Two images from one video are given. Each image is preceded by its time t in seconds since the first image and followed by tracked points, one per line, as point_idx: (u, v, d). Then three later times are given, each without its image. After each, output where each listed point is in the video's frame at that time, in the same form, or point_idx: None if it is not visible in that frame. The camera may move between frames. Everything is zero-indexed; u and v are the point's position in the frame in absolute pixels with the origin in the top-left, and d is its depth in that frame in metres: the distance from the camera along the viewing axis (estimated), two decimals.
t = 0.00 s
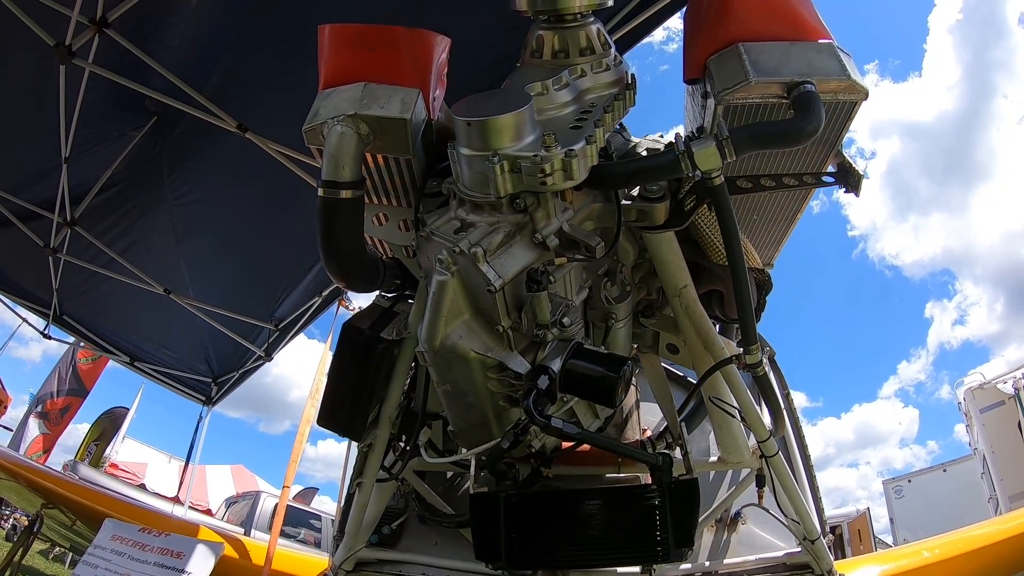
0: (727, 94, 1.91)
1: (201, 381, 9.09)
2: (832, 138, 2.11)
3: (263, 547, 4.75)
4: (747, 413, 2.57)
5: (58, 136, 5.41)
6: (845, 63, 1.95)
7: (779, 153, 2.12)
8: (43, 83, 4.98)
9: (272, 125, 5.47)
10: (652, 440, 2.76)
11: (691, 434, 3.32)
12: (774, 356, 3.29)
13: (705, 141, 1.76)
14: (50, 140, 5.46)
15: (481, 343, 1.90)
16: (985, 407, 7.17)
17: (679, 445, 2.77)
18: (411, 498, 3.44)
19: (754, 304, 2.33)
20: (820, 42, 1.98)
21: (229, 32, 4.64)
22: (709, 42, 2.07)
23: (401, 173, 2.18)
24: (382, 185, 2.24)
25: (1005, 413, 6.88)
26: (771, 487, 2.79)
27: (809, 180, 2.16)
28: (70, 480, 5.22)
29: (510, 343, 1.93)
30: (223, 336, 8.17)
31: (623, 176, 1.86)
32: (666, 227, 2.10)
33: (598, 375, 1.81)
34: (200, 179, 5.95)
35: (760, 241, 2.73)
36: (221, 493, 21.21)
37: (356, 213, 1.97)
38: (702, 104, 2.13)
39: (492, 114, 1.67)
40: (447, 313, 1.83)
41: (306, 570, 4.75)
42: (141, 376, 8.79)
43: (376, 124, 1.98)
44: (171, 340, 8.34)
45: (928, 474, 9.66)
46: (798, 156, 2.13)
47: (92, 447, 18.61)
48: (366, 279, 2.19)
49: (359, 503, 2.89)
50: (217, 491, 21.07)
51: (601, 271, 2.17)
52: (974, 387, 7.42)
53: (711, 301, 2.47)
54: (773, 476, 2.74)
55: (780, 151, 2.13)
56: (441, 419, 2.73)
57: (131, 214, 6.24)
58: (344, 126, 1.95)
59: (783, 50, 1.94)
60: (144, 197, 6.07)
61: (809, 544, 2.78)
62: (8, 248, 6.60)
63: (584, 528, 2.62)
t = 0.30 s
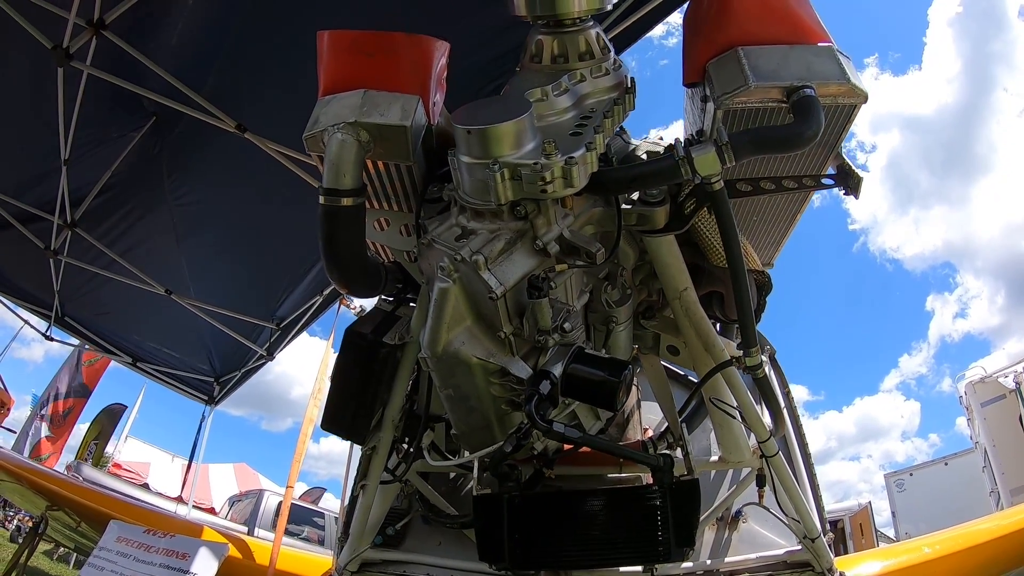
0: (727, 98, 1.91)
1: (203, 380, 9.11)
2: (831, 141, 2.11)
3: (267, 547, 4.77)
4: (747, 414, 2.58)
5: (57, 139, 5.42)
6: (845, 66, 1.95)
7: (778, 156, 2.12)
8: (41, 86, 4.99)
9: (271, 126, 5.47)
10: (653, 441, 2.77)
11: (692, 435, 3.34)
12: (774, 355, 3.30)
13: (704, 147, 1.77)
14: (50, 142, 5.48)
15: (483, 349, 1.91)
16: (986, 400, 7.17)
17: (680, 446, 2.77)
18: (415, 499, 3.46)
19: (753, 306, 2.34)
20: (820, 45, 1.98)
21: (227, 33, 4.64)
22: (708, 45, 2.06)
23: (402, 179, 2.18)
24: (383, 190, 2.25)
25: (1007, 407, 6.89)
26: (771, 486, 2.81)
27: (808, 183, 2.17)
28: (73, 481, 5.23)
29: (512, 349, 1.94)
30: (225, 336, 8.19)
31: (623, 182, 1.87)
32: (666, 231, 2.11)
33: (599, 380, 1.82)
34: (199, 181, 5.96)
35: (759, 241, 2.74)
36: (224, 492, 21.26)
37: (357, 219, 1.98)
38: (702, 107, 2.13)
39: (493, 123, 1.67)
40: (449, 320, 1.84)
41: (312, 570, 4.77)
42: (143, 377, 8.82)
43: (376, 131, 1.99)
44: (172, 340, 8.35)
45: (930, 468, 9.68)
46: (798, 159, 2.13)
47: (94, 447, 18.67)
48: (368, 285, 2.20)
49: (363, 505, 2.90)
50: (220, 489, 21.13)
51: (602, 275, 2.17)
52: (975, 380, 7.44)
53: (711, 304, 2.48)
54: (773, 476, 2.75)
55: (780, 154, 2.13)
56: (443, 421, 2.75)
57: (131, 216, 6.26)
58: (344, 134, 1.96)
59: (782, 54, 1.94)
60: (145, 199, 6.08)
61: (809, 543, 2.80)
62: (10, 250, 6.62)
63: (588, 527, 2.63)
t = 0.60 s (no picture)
0: (726, 106, 1.92)
1: (205, 381, 9.13)
2: (830, 146, 2.12)
3: (271, 549, 4.78)
4: (747, 417, 2.58)
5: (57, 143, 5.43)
6: (845, 72, 1.95)
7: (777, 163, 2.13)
8: (41, 90, 4.99)
9: (271, 129, 5.48)
10: (654, 444, 2.78)
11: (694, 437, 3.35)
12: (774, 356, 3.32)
13: (703, 156, 1.78)
14: (50, 147, 5.49)
15: (484, 358, 1.93)
16: (987, 396, 7.18)
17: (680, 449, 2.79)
18: (418, 501, 3.47)
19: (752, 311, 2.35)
20: (820, 51, 1.98)
21: (225, 36, 4.63)
22: (707, 52, 2.07)
23: (402, 188, 2.19)
24: (383, 198, 2.26)
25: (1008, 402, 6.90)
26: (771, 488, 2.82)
27: (808, 189, 2.17)
28: (77, 484, 5.24)
29: (513, 357, 1.95)
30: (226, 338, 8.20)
31: (623, 190, 1.87)
32: (666, 238, 2.12)
33: (599, 387, 1.84)
34: (199, 183, 5.97)
35: (759, 243, 2.75)
36: (227, 492, 21.32)
37: (358, 229, 1.99)
38: (701, 114, 2.14)
39: (493, 133, 1.67)
40: (450, 329, 1.85)
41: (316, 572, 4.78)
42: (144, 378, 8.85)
43: (375, 141, 1.99)
44: (173, 342, 8.37)
45: (931, 463, 9.69)
46: (797, 164, 2.14)
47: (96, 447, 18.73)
48: (369, 293, 2.21)
49: (367, 511, 2.90)
50: (223, 489, 21.18)
51: (602, 281, 2.19)
52: (976, 375, 7.44)
53: (711, 308, 2.50)
54: (773, 478, 2.75)
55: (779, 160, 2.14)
56: (445, 426, 2.76)
57: (132, 219, 6.27)
58: (344, 144, 1.96)
59: (781, 61, 1.94)
60: (145, 202, 6.09)
61: (809, 544, 2.81)
62: (11, 254, 6.64)
63: (590, 529, 2.63)
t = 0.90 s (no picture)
0: (726, 117, 1.93)
1: (207, 383, 9.15)
2: (829, 154, 2.13)
3: (275, 552, 4.81)
4: (746, 422, 2.58)
5: (57, 147, 5.45)
6: (844, 82, 1.96)
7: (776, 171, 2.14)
8: (41, 94, 5.01)
9: (271, 133, 5.48)
10: (654, 448, 2.79)
11: (694, 441, 3.37)
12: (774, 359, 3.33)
13: (702, 167, 1.79)
14: (50, 151, 5.51)
15: (486, 368, 1.94)
16: (988, 393, 7.19)
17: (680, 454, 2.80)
18: (421, 505, 3.47)
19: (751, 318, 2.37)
20: (819, 60, 1.99)
21: (223, 43, 4.65)
22: (706, 62, 2.07)
23: (403, 198, 2.21)
24: (384, 209, 2.28)
25: (1008, 399, 6.92)
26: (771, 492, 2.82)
27: (807, 197, 2.18)
28: (79, 487, 5.25)
29: (514, 367, 1.97)
30: (228, 340, 8.22)
31: (623, 202, 1.88)
32: (666, 247, 2.13)
33: (598, 396, 1.85)
34: (200, 186, 5.98)
35: (758, 249, 2.76)
36: (230, 492, 21.37)
37: (359, 241, 2.01)
38: (700, 124, 2.15)
39: (493, 148, 1.68)
40: (452, 340, 1.86)
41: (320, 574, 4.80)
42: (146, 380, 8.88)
43: (376, 153, 2.01)
44: (174, 344, 8.41)
45: (932, 460, 9.70)
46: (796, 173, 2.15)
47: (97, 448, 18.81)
48: (370, 304, 2.22)
49: (370, 517, 2.91)
50: (225, 490, 21.23)
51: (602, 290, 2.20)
52: (977, 373, 7.45)
53: (710, 315, 2.52)
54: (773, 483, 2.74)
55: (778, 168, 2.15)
56: (447, 433, 2.78)
57: (132, 222, 6.29)
58: (345, 157, 1.98)
59: (781, 71, 1.95)
60: (146, 205, 6.11)
61: (808, 547, 2.82)
62: (12, 258, 6.67)
63: (592, 532, 2.65)
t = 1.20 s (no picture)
0: (725, 128, 1.95)
1: (209, 385, 9.18)
2: (828, 163, 2.14)
3: (279, 555, 4.83)
4: (745, 427, 2.61)
5: (58, 153, 5.47)
6: (843, 92, 1.97)
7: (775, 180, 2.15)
8: (41, 99, 5.03)
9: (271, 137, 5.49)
10: (655, 453, 2.80)
11: (695, 445, 3.40)
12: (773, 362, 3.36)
13: (701, 179, 1.80)
14: (51, 157, 5.53)
15: (488, 379, 1.96)
16: (989, 390, 7.20)
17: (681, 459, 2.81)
18: (424, 510, 3.48)
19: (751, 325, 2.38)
20: (818, 70, 2.00)
21: (223, 49, 4.66)
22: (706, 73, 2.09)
23: (405, 210, 2.23)
24: (386, 220, 2.30)
25: (1009, 397, 6.94)
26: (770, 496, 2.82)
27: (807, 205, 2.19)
28: (83, 491, 5.28)
29: (516, 378, 1.99)
30: (230, 342, 8.24)
31: (623, 214, 1.90)
32: (666, 256, 2.15)
33: (600, 405, 1.87)
34: (201, 190, 6.00)
35: (758, 254, 2.78)
36: (232, 493, 21.41)
37: (362, 254, 2.03)
38: (700, 134, 2.17)
39: (494, 163, 1.70)
40: (454, 352, 1.88)
41: None
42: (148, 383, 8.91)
43: (378, 166, 2.02)
44: (176, 347, 8.42)
45: (934, 457, 9.71)
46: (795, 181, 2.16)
47: (99, 450, 18.87)
48: (373, 315, 2.24)
49: (374, 522, 2.93)
50: (228, 491, 21.27)
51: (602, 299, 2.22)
52: (978, 370, 7.43)
53: (710, 321, 2.54)
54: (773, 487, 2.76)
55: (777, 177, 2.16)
56: (451, 439, 2.80)
57: (134, 227, 6.31)
58: (347, 170, 2.00)
59: (780, 82, 1.96)
60: (147, 209, 6.13)
61: (808, 549, 2.83)
62: (14, 262, 6.69)
63: (593, 536, 2.67)
